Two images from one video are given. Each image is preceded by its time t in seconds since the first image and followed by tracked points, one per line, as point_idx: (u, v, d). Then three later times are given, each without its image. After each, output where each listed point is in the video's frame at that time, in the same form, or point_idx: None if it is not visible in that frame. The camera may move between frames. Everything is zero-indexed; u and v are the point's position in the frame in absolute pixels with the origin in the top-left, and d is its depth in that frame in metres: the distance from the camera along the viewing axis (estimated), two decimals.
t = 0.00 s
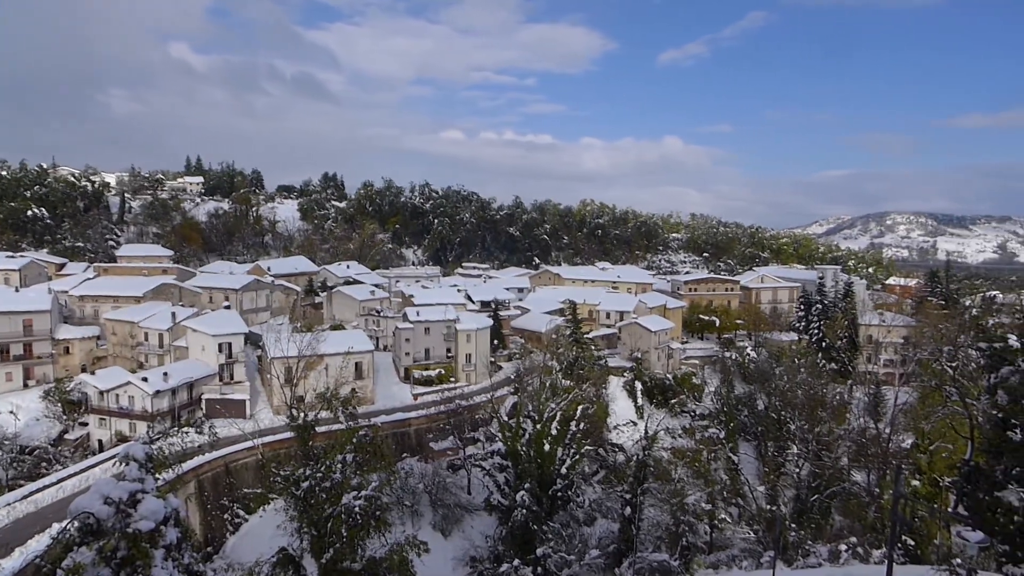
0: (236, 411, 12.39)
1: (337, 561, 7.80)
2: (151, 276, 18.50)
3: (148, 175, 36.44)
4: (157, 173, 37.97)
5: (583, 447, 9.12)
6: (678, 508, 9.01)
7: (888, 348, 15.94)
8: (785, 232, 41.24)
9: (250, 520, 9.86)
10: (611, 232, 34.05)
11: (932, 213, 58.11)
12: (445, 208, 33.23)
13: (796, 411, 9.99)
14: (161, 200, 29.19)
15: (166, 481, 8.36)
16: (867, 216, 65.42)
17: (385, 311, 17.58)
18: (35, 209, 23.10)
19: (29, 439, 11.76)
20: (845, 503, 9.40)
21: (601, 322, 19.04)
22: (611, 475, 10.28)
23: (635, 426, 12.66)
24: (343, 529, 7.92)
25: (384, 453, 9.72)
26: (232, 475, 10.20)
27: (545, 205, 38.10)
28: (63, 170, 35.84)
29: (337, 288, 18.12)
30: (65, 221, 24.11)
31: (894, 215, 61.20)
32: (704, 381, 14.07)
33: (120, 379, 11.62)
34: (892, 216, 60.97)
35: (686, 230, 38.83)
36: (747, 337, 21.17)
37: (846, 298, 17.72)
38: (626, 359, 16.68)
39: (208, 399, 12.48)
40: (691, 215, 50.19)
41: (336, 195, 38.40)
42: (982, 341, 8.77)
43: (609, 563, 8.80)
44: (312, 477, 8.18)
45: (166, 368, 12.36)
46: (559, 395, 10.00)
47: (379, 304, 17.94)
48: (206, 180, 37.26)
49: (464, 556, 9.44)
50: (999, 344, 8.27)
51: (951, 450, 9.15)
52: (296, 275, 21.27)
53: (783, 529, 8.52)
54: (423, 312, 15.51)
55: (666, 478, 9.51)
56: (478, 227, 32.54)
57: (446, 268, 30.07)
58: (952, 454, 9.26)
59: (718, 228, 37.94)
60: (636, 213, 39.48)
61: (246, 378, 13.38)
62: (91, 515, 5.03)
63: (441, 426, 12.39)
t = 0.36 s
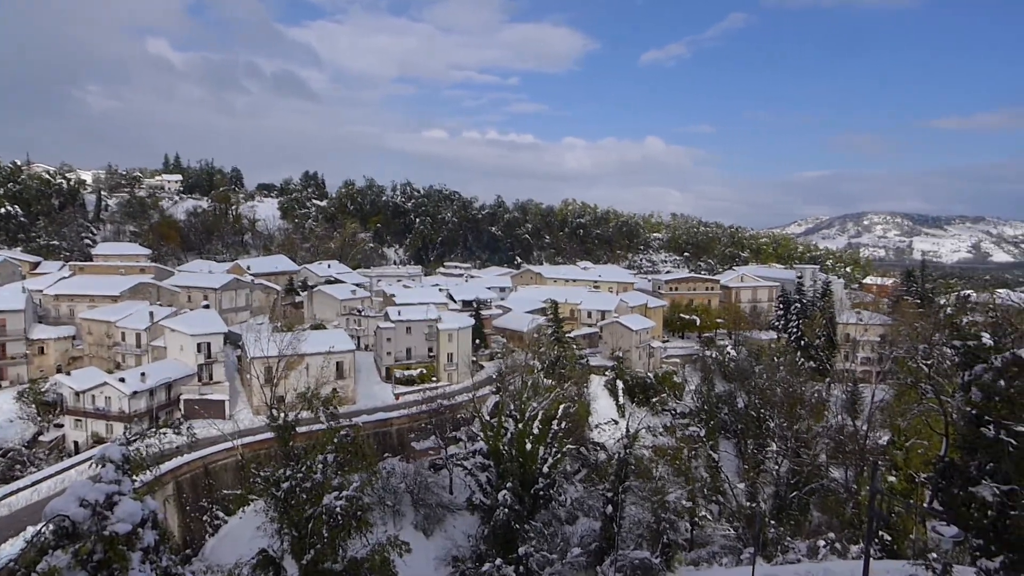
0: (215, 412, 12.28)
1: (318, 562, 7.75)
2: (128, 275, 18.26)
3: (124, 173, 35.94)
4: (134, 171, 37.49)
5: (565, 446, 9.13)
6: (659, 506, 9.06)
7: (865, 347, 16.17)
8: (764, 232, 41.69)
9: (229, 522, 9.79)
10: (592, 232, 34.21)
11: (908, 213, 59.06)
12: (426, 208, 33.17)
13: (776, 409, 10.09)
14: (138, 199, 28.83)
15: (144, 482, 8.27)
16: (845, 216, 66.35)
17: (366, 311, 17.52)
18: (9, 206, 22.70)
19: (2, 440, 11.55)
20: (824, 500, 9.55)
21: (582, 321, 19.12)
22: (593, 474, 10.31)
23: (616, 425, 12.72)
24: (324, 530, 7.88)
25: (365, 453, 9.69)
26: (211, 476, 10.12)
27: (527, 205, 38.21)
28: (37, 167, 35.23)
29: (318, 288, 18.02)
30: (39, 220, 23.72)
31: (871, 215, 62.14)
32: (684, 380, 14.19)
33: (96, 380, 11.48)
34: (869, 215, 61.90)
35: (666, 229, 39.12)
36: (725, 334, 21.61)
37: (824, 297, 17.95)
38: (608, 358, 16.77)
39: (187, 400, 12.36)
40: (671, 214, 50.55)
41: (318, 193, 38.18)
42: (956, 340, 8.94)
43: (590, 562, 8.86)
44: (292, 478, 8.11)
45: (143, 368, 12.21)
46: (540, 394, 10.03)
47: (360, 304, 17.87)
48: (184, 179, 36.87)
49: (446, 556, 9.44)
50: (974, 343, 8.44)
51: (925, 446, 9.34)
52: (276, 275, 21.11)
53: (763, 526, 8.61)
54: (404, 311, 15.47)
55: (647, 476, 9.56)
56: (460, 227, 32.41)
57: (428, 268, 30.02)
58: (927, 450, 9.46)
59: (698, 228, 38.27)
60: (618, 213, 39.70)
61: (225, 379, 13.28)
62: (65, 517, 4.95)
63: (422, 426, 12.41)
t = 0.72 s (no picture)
0: (195, 415, 12.17)
1: (301, 564, 7.71)
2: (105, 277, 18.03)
3: (99, 173, 35.41)
4: (109, 171, 36.99)
5: (547, 445, 9.16)
6: (642, 503, 9.12)
7: (843, 344, 16.40)
8: (743, 231, 42.09)
9: (210, 525, 9.72)
10: (574, 230, 34.33)
11: (885, 212, 59.94)
12: (407, 207, 33.10)
13: (755, 405, 10.20)
14: (114, 199, 28.45)
15: (122, 486, 8.20)
16: (823, 215, 67.18)
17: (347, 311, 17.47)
18: None
19: None
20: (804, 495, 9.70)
21: (564, 320, 19.20)
22: (576, 472, 10.36)
23: (598, 423, 12.78)
24: (306, 532, 7.83)
25: (348, 454, 9.68)
26: (191, 480, 10.05)
27: (508, 205, 38.29)
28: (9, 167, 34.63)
29: (299, 289, 17.91)
30: (12, 221, 23.32)
31: (848, 213, 63.04)
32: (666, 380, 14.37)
33: (72, 383, 11.34)
34: (847, 214, 62.73)
35: (647, 228, 39.38)
36: (707, 333, 21.49)
37: (802, 294, 18.15)
38: (590, 357, 16.86)
39: (166, 402, 12.23)
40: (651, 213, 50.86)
41: (297, 193, 37.94)
42: (930, 336, 9.11)
43: (573, 560, 8.87)
44: (274, 480, 8.04)
45: (121, 371, 12.08)
46: (523, 394, 10.07)
47: (341, 304, 17.81)
48: (161, 179, 36.47)
49: (429, 556, 9.44)
50: (948, 339, 8.62)
51: (902, 441, 9.52)
52: (256, 275, 20.95)
53: (743, 522, 8.70)
54: (386, 311, 15.43)
55: (630, 474, 9.62)
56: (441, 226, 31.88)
57: (409, 267, 29.91)
58: (904, 444, 9.64)
59: (679, 227, 38.56)
60: (599, 212, 39.92)
61: (204, 381, 13.17)
62: (42, 522, 4.92)
63: (405, 426, 12.41)
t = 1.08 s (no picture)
0: (172, 417, 12.02)
1: (280, 567, 7.66)
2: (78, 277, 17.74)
3: (72, 171, 34.82)
4: (82, 170, 36.41)
5: (528, 444, 9.19)
6: (622, 501, 9.18)
7: (819, 341, 16.63)
8: (721, 230, 42.51)
9: (187, 529, 9.64)
10: (553, 230, 34.69)
11: (860, 211, 60.93)
12: (387, 207, 33.01)
13: (734, 403, 10.30)
14: (87, 199, 28.02)
15: (97, 490, 8.12)
16: (800, 215, 68.12)
17: (327, 311, 17.37)
18: None
19: None
20: (781, 491, 9.85)
21: (545, 320, 19.25)
22: (556, 471, 10.39)
23: (579, 422, 12.82)
24: (286, 534, 7.79)
25: (327, 455, 9.64)
26: (168, 483, 9.94)
27: (487, 204, 38.35)
28: None
29: (277, 289, 17.77)
30: None
31: (824, 212, 64.06)
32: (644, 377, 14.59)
33: (46, 386, 11.16)
34: (823, 214, 63.65)
35: (627, 228, 39.64)
36: (686, 331, 21.47)
37: (779, 293, 18.37)
38: (570, 356, 16.93)
39: (142, 405, 12.08)
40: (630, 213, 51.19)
41: (275, 192, 37.63)
42: (904, 333, 9.26)
43: (555, 558, 8.91)
44: (253, 482, 7.95)
45: (95, 373, 11.91)
46: (503, 393, 10.10)
47: (320, 305, 17.70)
48: (136, 178, 35.98)
49: (410, 557, 9.42)
50: (922, 336, 8.77)
51: (878, 436, 9.67)
52: (234, 276, 20.76)
53: (722, 519, 8.80)
54: (366, 311, 15.37)
55: (610, 472, 9.69)
56: (421, 226, 31.70)
57: (389, 268, 29.77)
58: (879, 440, 9.81)
59: (658, 226, 38.86)
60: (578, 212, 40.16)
61: (181, 383, 13.03)
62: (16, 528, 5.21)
63: (385, 427, 12.39)
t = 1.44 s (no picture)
0: (143, 417, 11.83)
1: (253, 568, 7.60)
2: (46, 274, 17.40)
3: (40, 165, 34.09)
4: (50, 164, 35.69)
5: (504, 444, 9.20)
6: (597, 500, 9.24)
7: (791, 342, 16.94)
8: (696, 231, 43.06)
9: (158, 531, 9.55)
10: (530, 230, 35.48)
11: (832, 214, 62.16)
12: (364, 205, 32.91)
13: (708, 403, 10.43)
14: (55, 194, 27.49)
15: (65, 491, 8.01)
16: (773, 217, 69.31)
17: (302, 310, 17.26)
18: None
19: None
20: (753, 490, 10.01)
21: (521, 320, 19.32)
22: (532, 470, 10.43)
23: (555, 421, 12.89)
24: (259, 535, 7.72)
25: (301, 455, 9.59)
26: (138, 484, 9.81)
27: (464, 204, 38.46)
28: None
29: (251, 287, 17.61)
30: None
31: (798, 215, 65.17)
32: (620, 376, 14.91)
33: (11, 385, 10.93)
34: (796, 216, 64.79)
35: (603, 228, 40.00)
36: (661, 331, 21.64)
37: (753, 294, 18.63)
38: (546, 356, 17.01)
39: (112, 404, 11.90)
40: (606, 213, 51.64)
41: (250, 189, 37.28)
42: (874, 334, 9.43)
43: (530, 557, 8.94)
44: (225, 483, 7.85)
45: (63, 372, 11.68)
46: (479, 393, 10.13)
47: (296, 304, 17.59)
48: (107, 173, 35.38)
49: (384, 557, 9.41)
50: (892, 337, 8.96)
51: (848, 435, 9.87)
52: (207, 274, 20.54)
53: (696, 517, 8.90)
54: (341, 310, 15.29)
55: (586, 472, 9.75)
56: (398, 225, 31.66)
57: (365, 267, 29.59)
58: (849, 439, 10.01)
59: (634, 227, 39.17)
60: (555, 212, 40.47)
61: (152, 382, 12.86)
62: None
63: (360, 426, 12.36)
